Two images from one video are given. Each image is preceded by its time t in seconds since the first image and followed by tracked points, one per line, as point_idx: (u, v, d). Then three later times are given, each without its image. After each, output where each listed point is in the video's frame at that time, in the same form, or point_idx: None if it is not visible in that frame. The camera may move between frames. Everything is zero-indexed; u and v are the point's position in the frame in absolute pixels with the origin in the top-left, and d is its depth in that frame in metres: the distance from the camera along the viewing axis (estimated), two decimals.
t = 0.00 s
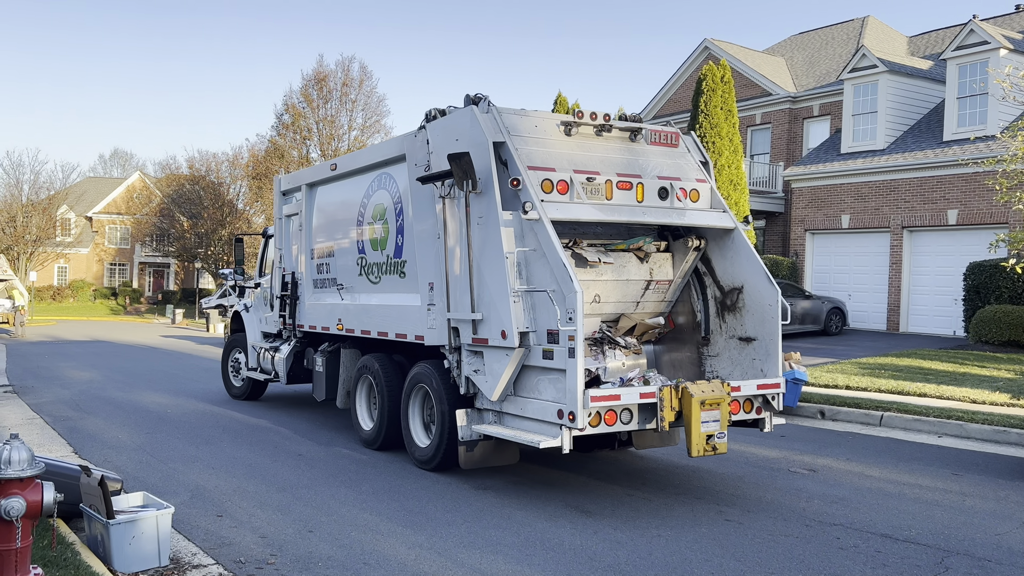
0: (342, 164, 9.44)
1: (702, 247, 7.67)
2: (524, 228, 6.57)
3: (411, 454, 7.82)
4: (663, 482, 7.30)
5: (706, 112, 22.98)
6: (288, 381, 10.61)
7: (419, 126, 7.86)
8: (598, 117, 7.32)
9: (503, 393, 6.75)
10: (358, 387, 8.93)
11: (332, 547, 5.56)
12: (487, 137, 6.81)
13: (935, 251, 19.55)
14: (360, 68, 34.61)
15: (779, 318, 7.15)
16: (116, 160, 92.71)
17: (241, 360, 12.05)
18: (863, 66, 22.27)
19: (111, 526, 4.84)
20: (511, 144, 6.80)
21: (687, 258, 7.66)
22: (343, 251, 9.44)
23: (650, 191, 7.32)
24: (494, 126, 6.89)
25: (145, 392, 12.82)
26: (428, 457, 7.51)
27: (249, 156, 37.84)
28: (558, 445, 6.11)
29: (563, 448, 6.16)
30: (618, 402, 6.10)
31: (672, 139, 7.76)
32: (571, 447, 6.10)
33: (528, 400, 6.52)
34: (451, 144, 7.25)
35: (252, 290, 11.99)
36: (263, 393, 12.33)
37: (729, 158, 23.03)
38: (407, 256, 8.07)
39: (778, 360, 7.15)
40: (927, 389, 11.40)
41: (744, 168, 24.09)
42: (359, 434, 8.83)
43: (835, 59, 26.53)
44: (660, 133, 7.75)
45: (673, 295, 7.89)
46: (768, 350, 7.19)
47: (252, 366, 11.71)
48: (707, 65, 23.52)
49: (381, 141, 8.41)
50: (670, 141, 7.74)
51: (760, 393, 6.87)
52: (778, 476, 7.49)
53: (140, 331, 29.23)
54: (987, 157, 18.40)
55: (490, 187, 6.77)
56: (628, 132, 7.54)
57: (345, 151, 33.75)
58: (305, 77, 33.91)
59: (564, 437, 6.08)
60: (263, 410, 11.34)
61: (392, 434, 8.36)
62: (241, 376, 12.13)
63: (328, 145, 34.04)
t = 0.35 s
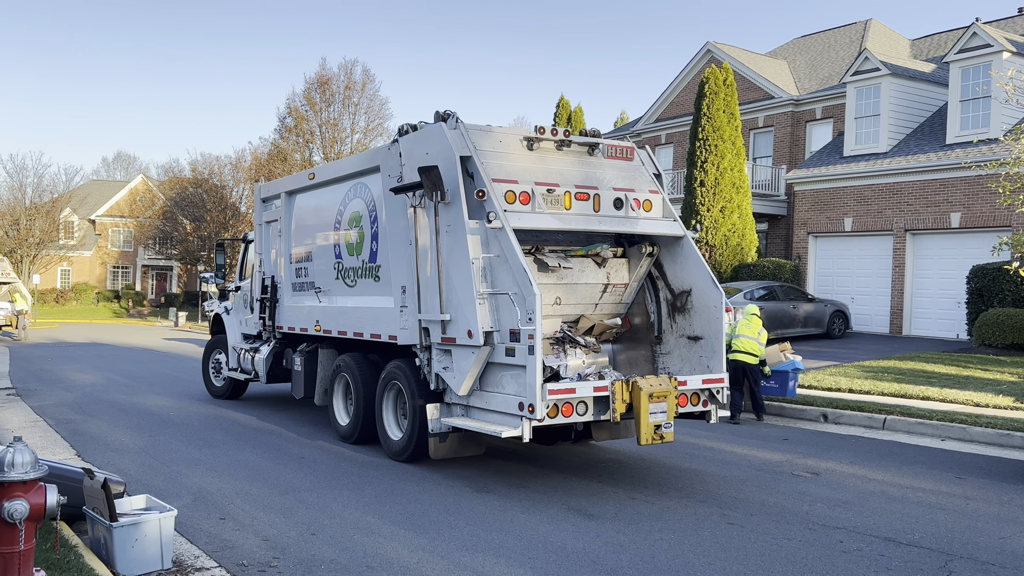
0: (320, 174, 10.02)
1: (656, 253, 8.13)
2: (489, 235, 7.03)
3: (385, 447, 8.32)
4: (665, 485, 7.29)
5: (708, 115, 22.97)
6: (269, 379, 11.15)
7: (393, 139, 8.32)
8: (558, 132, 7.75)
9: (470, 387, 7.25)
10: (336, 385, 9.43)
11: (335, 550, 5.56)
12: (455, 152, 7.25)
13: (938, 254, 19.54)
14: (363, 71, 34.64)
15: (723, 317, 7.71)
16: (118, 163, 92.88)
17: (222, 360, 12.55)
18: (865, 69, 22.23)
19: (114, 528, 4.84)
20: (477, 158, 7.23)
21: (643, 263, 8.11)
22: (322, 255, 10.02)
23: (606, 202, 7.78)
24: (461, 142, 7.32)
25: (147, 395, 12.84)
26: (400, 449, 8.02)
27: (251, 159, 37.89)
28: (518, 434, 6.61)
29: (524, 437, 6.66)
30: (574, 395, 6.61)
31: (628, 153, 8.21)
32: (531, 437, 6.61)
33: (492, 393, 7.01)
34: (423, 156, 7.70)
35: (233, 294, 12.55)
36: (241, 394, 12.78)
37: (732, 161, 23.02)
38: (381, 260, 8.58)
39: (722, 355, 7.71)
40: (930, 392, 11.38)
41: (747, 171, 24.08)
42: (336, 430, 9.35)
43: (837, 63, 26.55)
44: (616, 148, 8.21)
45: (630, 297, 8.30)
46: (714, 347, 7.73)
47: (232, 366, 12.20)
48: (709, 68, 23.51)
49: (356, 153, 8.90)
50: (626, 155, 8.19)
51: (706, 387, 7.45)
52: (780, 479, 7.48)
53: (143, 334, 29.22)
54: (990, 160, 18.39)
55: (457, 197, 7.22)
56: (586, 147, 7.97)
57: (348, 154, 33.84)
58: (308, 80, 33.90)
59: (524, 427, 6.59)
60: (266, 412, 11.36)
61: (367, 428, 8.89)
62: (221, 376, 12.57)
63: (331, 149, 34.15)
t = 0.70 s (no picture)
0: (302, 180, 10.29)
1: (620, 256, 8.63)
2: (463, 240, 7.46)
3: (365, 441, 8.73)
4: (668, 486, 7.29)
5: (711, 116, 22.95)
6: (252, 379, 11.50)
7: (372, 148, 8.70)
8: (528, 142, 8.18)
9: (446, 383, 7.65)
10: (318, 383, 9.79)
11: (338, 551, 5.57)
12: (430, 161, 7.65)
13: (941, 255, 19.52)
14: (365, 72, 34.69)
15: (683, 317, 8.15)
16: (121, 166, 93.07)
17: (206, 360, 12.80)
18: (868, 70, 22.22)
19: (118, 530, 4.84)
20: (452, 167, 7.64)
21: (608, 265, 8.61)
22: (304, 257, 10.37)
23: (574, 208, 8.20)
24: (436, 151, 7.72)
25: (150, 397, 12.86)
26: (381, 442, 8.43)
27: (254, 161, 37.93)
28: (491, 426, 7.03)
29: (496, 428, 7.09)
30: (542, 389, 7.05)
31: (595, 162, 8.65)
32: (503, 428, 7.04)
33: (467, 388, 7.44)
34: (400, 165, 8.10)
35: (217, 296, 12.81)
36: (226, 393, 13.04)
37: (734, 162, 23.02)
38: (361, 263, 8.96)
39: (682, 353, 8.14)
40: (933, 393, 11.37)
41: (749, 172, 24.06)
42: (318, 425, 9.75)
43: (838, 63, 26.56)
44: (584, 157, 8.63)
45: (597, 297, 8.75)
46: (674, 345, 8.16)
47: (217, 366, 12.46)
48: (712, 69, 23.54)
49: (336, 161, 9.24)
50: (593, 164, 8.63)
51: (666, 382, 7.84)
52: (783, 480, 7.47)
53: (147, 336, 29.24)
54: (993, 160, 18.36)
55: (433, 204, 7.63)
56: (556, 156, 8.41)
57: (350, 156, 33.90)
58: (310, 81, 33.95)
59: (496, 419, 7.01)
60: (268, 414, 11.37)
61: (348, 424, 9.29)
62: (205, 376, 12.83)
63: (333, 150, 34.22)
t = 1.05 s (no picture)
0: (292, 184, 10.59)
1: (598, 258, 8.97)
2: (446, 241, 7.86)
3: (353, 436, 9.09)
4: (673, 485, 7.28)
5: (715, 115, 22.91)
6: (243, 376, 11.75)
7: (359, 154, 9.08)
8: (508, 149, 8.60)
9: (429, 379, 8.01)
10: (308, 379, 10.12)
11: (343, 550, 5.58)
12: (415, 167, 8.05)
13: (946, 253, 19.47)
14: (369, 73, 34.72)
15: (656, 315, 8.56)
16: (126, 167, 93.32)
17: (197, 359, 12.98)
18: (872, 68, 22.17)
19: (124, 530, 4.86)
20: (435, 173, 8.07)
21: (587, 266, 8.93)
22: (294, 258, 10.68)
23: (552, 212, 8.68)
24: (420, 158, 8.14)
25: (156, 397, 12.89)
26: (367, 437, 8.77)
27: (258, 161, 37.97)
28: (472, 419, 7.44)
29: (477, 422, 7.49)
30: (521, 383, 7.47)
31: (572, 167, 9.07)
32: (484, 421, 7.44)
33: (450, 384, 7.83)
34: (386, 171, 8.48)
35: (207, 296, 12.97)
36: (216, 391, 13.24)
37: (738, 161, 23.01)
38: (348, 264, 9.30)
39: (655, 349, 8.56)
40: (938, 391, 11.35)
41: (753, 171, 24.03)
42: (308, 421, 10.11)
43: (843, 62, 26.48)
44: (562, 162, 9.05)
45: (576, 296, 9.03)
46: (648, 341, 8.56)
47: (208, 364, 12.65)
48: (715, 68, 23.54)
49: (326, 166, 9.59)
50: (571, 169, 9.05)
51: (641, 376, 8.32)
52: (788, 479, 7.46)
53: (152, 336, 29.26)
54: (998, 158, 18.30)
55: (417, 208, 8.04)
56: (535, 162, 8.84)
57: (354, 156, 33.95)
58: (314, 82, 33.98)
59: (478, 413, 7.42)
60: (273, 414, 11.40)
61: (337, 419, 9.65)
62: (196, 374, 13.02)
63: (337, 151, 34.29)
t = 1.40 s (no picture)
0: (285, 186, 10.75)
1: (582, 258, 9.33)
2: (436, 242, 8.16)
3: (346, 431, 9.35)
4: (681, 483, 7.27)
5: (721, 112, 22.87)
6: (237, 375, 11.84)
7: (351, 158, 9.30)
8: (495, 152, 8.88)
9: (420, 375, 8.33)
10: (300, 376, 10.35)
11: (351, 549, 5.59)
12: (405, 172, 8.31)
13: (954, 250, 19.40)
14: (374, 72, 34.76)
15: (638, 311, 8.97)
16: (134, 167, 93.61)
17: (193, 358, 13.08)
18: (879, 65, 22.08)
19: (133, 529, 4.88)
20: (425, 176, 8.31)
21: (572, 266, 9.27)
22: (287, 258, 10.81)
23: (538, 213, 9.01)
24: (411, 161, 8.38)
25: (163, 396, 12.94)
26: (360, 432, 9.03)
27: (265, 161, 38.03)
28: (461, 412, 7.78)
29: (466, 414, 7.83)
30: (508, 378, 7.78)
31: (558, 169, 9.35)
32: (471, 415, 7.80)
33: (439, 379, 8.15)
34: (377, 174, 8.73)
35: (203, 295, 13.04)
36: (212, 389, 13.35)
37: (744, 158, 22.95)
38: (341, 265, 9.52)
39: (637, 345, 8.97)
40: (946, 389, 11.32)
41: (759, 168, 23.97)
42: (303, 417, 10.32)
43: (850, 58, 26.39)
44: (548, 164, 9.33)
45: (561, 295, 9.41)
46: (630, 338, 8.98)
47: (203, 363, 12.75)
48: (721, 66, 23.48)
49: (319, 168, 9.79)
50: (556, 171, 9.33)
51: (623, 372, 8.58)
52: (796, 477, 7.44)
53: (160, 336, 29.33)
54: (1006, 154, 18.21)
55: (407, 211, 8.31)
56: (522, 165, 9.11)
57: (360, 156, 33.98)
58: (319, 81, 34.01)
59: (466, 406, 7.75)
60: (280, 413, 11.44)
61: (331, 415, 9.89)
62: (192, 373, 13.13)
63: (343, 151, 34.31)
